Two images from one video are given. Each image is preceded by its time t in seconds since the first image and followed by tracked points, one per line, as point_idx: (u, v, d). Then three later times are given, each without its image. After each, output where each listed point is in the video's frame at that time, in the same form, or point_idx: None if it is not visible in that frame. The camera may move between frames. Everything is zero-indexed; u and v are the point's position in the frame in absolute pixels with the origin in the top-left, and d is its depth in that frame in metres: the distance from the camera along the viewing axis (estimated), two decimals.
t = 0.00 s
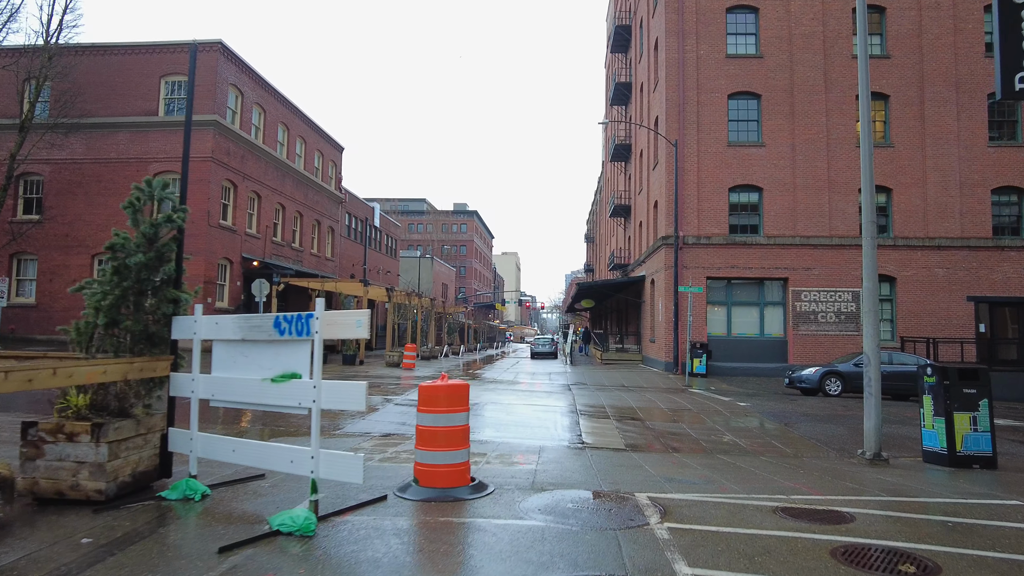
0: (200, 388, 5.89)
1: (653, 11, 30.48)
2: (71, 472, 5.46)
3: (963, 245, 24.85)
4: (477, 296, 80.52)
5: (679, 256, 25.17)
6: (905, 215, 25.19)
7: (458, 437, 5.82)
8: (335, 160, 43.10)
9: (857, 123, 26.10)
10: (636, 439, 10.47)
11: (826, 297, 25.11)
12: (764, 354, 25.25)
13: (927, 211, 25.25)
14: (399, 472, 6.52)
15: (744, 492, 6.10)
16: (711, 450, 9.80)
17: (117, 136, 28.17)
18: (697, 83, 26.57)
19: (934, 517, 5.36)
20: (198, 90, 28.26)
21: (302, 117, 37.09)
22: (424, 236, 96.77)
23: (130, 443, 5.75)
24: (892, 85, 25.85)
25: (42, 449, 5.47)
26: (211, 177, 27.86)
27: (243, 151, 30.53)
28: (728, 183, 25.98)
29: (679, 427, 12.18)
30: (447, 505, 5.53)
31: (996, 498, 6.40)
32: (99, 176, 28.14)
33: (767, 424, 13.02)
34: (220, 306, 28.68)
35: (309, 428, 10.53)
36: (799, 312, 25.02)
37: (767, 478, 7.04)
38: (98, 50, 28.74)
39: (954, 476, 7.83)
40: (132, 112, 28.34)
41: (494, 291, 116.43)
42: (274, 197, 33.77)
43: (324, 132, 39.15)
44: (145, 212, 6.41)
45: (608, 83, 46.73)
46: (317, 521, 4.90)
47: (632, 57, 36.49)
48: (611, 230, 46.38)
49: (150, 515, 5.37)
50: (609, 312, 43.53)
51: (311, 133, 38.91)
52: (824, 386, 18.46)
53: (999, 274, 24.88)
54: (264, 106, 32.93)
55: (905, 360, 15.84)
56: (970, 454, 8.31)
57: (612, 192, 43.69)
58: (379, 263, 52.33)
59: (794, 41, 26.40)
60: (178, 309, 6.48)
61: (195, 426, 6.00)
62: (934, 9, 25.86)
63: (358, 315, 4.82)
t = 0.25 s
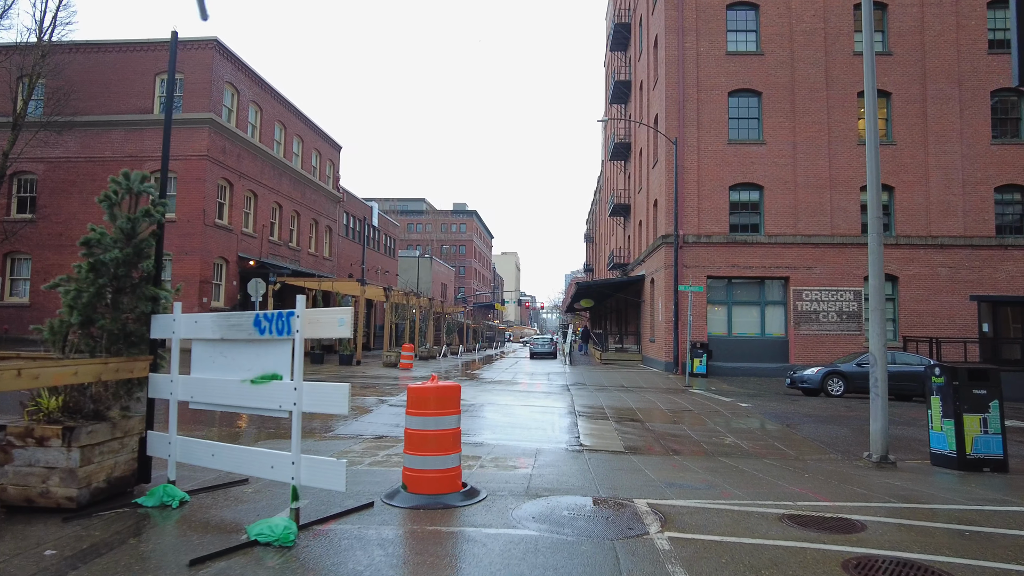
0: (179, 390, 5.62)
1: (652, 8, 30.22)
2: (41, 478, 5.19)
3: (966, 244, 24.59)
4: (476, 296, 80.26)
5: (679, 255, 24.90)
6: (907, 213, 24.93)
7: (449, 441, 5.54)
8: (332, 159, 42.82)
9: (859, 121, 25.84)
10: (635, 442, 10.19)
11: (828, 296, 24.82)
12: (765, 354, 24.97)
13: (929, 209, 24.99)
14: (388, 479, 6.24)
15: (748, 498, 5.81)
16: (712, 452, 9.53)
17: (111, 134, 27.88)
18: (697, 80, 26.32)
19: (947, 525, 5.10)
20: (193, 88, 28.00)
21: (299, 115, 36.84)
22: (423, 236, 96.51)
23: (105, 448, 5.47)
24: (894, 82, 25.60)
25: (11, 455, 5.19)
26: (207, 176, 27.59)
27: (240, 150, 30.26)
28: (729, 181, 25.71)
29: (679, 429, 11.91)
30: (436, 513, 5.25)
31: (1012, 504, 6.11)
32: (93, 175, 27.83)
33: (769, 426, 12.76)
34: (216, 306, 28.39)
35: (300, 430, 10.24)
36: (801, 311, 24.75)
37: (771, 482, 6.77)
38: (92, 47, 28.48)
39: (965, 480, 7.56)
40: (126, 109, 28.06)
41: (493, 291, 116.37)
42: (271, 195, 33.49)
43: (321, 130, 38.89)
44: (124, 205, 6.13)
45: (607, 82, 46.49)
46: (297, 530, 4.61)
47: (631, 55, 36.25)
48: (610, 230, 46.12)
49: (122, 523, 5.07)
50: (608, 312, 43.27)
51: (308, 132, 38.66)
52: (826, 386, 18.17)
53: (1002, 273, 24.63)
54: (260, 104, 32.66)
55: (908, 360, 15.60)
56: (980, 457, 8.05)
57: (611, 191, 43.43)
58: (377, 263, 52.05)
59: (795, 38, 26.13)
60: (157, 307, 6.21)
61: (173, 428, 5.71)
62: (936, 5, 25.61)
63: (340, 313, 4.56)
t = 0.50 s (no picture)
0: (157, 392, 5.32)
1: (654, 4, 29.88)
2: (8, 485, 4.90)
3: (972, 243, 24.25)
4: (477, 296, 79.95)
5: (681, 254, 24.59)
6: (912, 212, 24.60)
7: (440, 446, 5.25)
8: (332, 157, 42.54)
9: (863, 118, 25.51)
10: (636, 445, 9.90)
11: (832, 296, 24.51)
12: (768, 355, 24.66)
13: (935, 208, 24.66)
14: (377, 485, 5.94)
15: (756, 507, 5.51)
16: (715, 456, 9.24)
17: (108, 131, 27.63)
18: (699, 77, 26.00)
19: (969, 537, 4.79)
20: (191, 85, 27.73)
21: (298, 113, 36.59)
22: (424, 235, 96.20)
23: (77, 453, 5.17)
24: (899, 79, 25.27)
25: None
26: (204, 174, 27.34)
27: (238, 147, 30.00)
28: (731, 180, 25.40)
29: (681, 432, 11.61)
30: (426, 523, 4.95)
31: None
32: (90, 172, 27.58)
33: (774, 428, 12.44)
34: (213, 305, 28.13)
35: (291, 432, 9.95)
36: (804, 311, 24.44)
37: (778, 489, 6.48)
38: (89, 44, 28.23)
39: (979, 487, 7.26)
40: (124, 107, 27.82)
41: (494, 291, 116.08)
42: (269, 194, 33.22)
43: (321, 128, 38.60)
44: (101, 197, 5.83)
45: (608, 80, 46.13)
46: (276, 542, 4.31)
47: (633, 52, 35.92)
48: (612, 229, 45.77)
49: (92, 532, 4.78)
50: (610, 312, 42.95)
51: (307, 130, 38.38)
52: (831, 387, 17.83)
53: (1009, 273, 24.28)
54: (259, 101, 32.38)
55: (914, 361, 15.26)
56: (996, 463, 7.74)
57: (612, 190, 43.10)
58: (377, 262, 51.78)
59: (799, 34, 25.79)
60: (136, 305, 5.91)
61: (151, 432, 5.42)
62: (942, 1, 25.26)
63: (322, 311, 4.28)
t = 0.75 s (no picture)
0: (127, 398, 5.06)
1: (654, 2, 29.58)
2: None
3: (975, 243, 23.98)
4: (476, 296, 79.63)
5: (681, 254, 24.32)
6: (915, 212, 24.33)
7: (424, 456, 4.99)
8: (330, 156, 42.27)
9: (865, 117, 25.23)
10: (634, 450, 9.63)
11: (834, 296, 24.23)
12: (768, 355, 24.40)
13: (937, 208, 24.39)
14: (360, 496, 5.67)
15: (757, 519, 5.24)
16: (715, 461, 8.97)
17: (103, 130, 27.38)
18: (700, 75, 25.72)
19: (981, 555, 4.51)
20: (186, 83, 27.47)
21: (295, 112, 36.34)
22: (424, 235, 95.88)
23: (39, 462, 4.91)
24: (901, 77, 24.99)
25: None
26: (200, 172, 27.08)
27: (234, 146, 29.75)
28: (732, 179, 25.13)
29: (680, 436, 11.35)
30: (408, 537, 4.68)
31: None
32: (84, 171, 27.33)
33: (775, 431, 12.17)
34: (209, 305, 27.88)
35: (279, 435, 9.68)
36: (805, 312, 24.17)
37: (780, 498, 6.21)
38: (84, 41, 27.99)
39: (989, 495, 7.00)
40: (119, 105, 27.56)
41: (495, 291, 115.79)
42: (266, 193, 32.96)
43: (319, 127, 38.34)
44: (70, 193, 5.55)
45: (608, 79, 45.84)
46: (245, 559, 4.04)
47: (633, 51, 35.64)
48: (612, 229, 45.49)
49: (53, 547, 4.50)
50: (609, 312, 42.67)
51: (305, 128, 38.12)
52: (833, 389, 17.55)
53: (1013, 273, 24.00)
54: (256, 100, 32.12)
55: (917, 363, 15.01)
56: (1005, 469, 7.47)
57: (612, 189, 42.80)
58: (375, 262, 51.51)
59: (800, 32, 25.50)
60: (108, 306, 5.63)
61: (121, 440, 5.15)
62: None
63: (294, 313, 4.03)
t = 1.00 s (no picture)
0: (87, 399, 4.78)
1: None
2: None
3: (976, 241, 23.74)
4: (475, 296, 79.30)
5: (678, 252, 24.07)
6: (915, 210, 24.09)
7: (401, 460, 4.72)
8: (326, 155, 41.98)
9: (864, 113, 25.00)
10: (628, 452, 9.36)
11: (833, 295, 23.98)
12: (767, 355, 24.15)
13: (937, 205, 24.15)
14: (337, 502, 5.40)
15: (754, 525, 4.98)
16: (712, 463, 8.71)
17: (95, 128, 27.09)
18: (697, 72, 25.47)
19: (990, 564, 4.23)
20: (179, 81, 27.17)
21: (290, 111, 36.08)
22: (421, 235, 95.55)
23: None
24: (901, 73, 24.75)
25: None
26: (193, 171, 26.79)
27: (228, 144, 29.46)
28: (730, 176, 24.88)
29: (676, 436, 11.09)
30: (384, 546, 4.42)
31: None
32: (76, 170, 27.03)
33: (773, 432, 11.91)
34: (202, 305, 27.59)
35: (263, 437, 9.42)
36: (804, 310, 23.91)
37: (778, 502, 5.95)
38: (76, 39, 27.69)
39: (995, 498, 6.74)
40: (111, 103, 27.27)
41: (493, 291, 115.48)
42: (260, 192, 32.67)
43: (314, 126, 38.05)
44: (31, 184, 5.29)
45: (606, 78, 45.56)
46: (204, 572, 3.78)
47: (630, 48, 35.36)
48: (610, 227, 45.24)
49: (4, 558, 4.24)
50: (607, 311, 42.41)
51: (300, 127, 37.83)
52: (832, 388, 17.30)
53: (1013, 271, 23.77)
54: (250, 98, 31.83)
55: (917, 361, 14.77)
56: (1012, 471, 7.22)
57: (610, 187, 42.53)
58: (372, 261, 51.22)
59: (799, 28, 25.25)
60: (70, 303, 5.33)
61: (82, 444, 4.88)
62: None
63: (256, 309, 3.77)
